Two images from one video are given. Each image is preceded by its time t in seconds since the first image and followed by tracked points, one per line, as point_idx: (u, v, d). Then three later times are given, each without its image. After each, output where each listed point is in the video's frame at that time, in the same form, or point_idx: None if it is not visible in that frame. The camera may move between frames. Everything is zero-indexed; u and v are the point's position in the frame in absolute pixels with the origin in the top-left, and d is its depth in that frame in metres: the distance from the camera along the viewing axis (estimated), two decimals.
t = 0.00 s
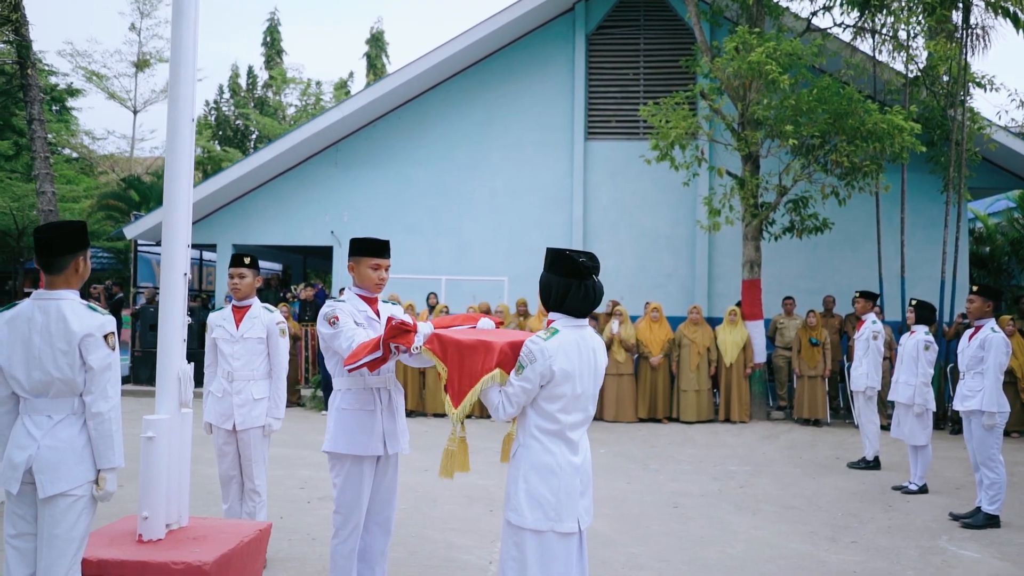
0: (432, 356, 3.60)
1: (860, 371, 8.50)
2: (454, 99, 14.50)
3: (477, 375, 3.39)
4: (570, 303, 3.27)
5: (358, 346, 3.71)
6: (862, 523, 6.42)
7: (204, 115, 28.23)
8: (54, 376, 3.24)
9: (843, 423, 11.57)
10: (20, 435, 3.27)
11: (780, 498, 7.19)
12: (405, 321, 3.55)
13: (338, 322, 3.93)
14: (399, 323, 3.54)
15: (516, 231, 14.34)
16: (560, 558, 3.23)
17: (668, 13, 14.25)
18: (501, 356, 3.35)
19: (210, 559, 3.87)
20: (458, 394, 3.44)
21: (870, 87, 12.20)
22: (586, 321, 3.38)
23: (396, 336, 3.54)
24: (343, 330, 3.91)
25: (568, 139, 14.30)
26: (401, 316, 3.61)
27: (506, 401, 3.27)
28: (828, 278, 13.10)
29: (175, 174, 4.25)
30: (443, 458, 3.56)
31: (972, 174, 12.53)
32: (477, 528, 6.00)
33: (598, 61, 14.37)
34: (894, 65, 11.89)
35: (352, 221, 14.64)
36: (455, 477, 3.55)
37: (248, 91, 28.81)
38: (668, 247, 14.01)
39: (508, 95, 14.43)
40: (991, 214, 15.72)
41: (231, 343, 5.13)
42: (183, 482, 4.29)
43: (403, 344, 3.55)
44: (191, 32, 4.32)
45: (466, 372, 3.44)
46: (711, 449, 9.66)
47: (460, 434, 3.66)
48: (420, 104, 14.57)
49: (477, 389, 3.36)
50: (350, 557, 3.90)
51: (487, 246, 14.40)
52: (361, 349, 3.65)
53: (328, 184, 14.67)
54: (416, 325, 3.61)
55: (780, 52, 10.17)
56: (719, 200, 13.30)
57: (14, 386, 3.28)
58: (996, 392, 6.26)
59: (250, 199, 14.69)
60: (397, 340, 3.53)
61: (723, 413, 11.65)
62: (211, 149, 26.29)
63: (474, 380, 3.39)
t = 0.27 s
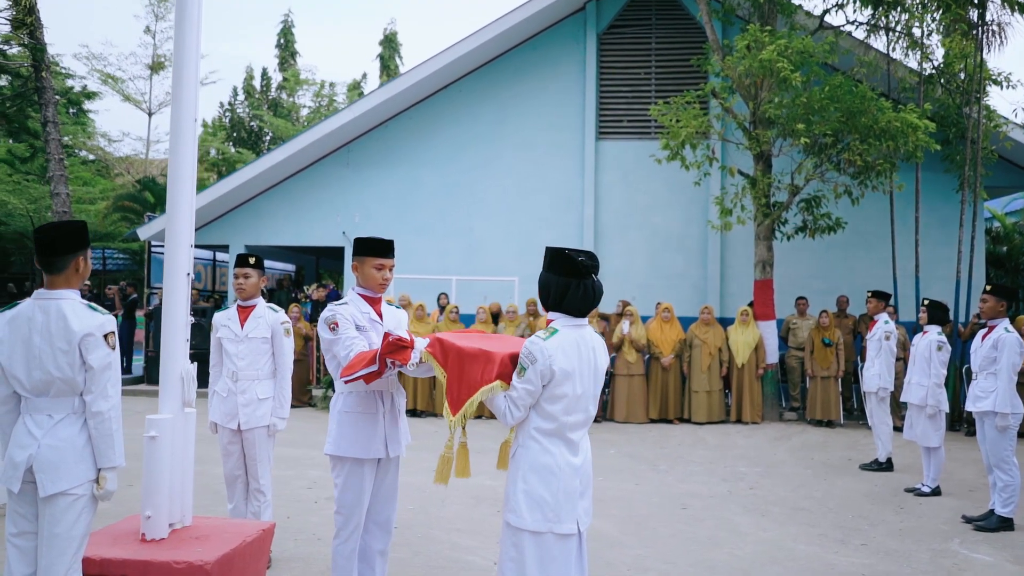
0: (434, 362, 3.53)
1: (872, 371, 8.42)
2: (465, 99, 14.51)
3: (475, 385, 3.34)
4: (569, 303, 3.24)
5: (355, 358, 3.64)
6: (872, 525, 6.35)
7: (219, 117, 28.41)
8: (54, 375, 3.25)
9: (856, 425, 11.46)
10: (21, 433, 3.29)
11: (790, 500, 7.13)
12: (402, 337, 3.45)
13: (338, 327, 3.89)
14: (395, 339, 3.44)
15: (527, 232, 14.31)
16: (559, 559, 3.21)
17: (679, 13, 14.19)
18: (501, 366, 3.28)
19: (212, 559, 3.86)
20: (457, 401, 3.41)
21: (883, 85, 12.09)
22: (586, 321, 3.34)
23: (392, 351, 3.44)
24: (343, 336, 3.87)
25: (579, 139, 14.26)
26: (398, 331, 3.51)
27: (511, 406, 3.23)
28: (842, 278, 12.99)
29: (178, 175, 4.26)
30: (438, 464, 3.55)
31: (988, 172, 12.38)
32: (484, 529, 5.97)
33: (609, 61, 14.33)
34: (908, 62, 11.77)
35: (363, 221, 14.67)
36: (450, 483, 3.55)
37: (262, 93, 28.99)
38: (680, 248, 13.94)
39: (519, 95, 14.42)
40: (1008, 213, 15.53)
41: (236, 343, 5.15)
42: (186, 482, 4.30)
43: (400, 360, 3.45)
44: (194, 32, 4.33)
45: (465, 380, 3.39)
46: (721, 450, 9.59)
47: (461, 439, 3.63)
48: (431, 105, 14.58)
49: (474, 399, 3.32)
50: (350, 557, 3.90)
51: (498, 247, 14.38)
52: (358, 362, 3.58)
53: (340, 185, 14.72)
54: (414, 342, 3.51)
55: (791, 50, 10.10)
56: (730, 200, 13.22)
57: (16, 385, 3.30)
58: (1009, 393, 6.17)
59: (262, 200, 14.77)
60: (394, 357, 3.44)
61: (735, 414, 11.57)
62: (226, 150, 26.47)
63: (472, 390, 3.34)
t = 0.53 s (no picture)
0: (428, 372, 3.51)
1: (883, 372, 8.33)
2: (475, 99, 14.51)
3: (473, 393, 3.27)
4: (565, 304, 3.19)
5: (353, 366, 3.58)
6: (881, 528, 6.28)
7: (233, 118, 28.59)
8: (51, 376, 3.27)
9: (868, 427, 11.35)
10: (20, 433, 3.31)
11: (798, 502, 7.07)
12: (399, 352, 3.37)
13: (336, 334, 3.80)
14: (392, 354, 3.37)
15: (537, 232, 14.29)
16: (554, 561, 3.16)
17: (690, 12, 14.11)
18: (498, 374, 3.22)
19: (211, 559, 3.87)
20: (457, 409, 3.33)
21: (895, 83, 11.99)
22: (583, 322, 3.29)
23: (389, 366, 3.37)
24: (341, 344, 3.80)
25: (589, 139, 14.22)
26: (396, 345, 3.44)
27: (512, 410, 3.17)
28: (854, 278, 12.88)
29: (178, 176, 4.28)
30: (437, 471, 3.44)
31: (1003, 171, 12.24)
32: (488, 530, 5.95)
33: (619, 61, 14.28)
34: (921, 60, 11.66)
35: (373, 222, 14.70)
36: (448, 490, 3.46)
37: (276, 94, 29.14)
38: (690, 248, 13.87)
39: (529, 95, 14.41)
40: None
41: (238, 344, 5.19)
42: (187, 482, 4.31)
43: (396, 375, 3.38)
44: (194, 34, 4.35)
45: (463, 388, 3.32)
46: (730, 452, 9.53)
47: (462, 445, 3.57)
48: (441, 106, 14.60)
49: (472, 407, 3.25)
50: (348, 559, 3.92)
51: (508, 247, 14.37)
52: (354, 371, 3.53)
53: (350, 186, 14.76)
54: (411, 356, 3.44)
55: (801, 49, 10.03)
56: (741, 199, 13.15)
57: (14, 386, 3.32)
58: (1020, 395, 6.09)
59: (273, 201, 14.84)
60: (390, 372, 3.37)
61: (745, 415, 11.50)
62: (240, 152, 26.64)
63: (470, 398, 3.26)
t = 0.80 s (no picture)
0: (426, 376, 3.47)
1: (891, 374, 8.25)
2: (485, 100, 14.51)
3: (469, 397, 3.23)
4: (561, 305, 3.16)
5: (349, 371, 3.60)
6: (888, 532, 6.23)
7: (246, 119, 28.74)
8: (49, 377, 3.29)
9: (879, 429, 11.26)
10: (18, 434, 3.33)
11: (805, 504, 7.02)
12: (393, 362, 3.40)
13: (334, 337, 3.79)
14: (386, 364, 3.40)
15: (546, 233, 14.27)
16: (549, 565, 3.12)
17: (700, 11, 14.05)
18: (492, 378, 3.19)
19: (210, 560, 3.89)
20: (453, 413, 3.29)
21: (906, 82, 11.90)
22: (578, 323, 3.25)
23: (383, 375, 3.40)
24: (339, 348, 3.78)
25: (598, 139, 14.19)
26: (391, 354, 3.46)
27: (508, 413, 3.12)
28: (866, 279, 12.78)
29: (179, 178, 4.29)
30: (440, 477, 3.38)
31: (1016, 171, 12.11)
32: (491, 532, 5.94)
33: (629, 61, 14.24)
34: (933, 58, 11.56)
35: (383, 223, 14.74)
36: (452, 496, 3.39)
37: (288, 95, 29.28)
38: (700, 248, 13.80)
39: (538, 96, 14.39)
40: None
41: (240, 345, 5.22)
42: (187, 483, 4.33)
43: (390, 384, 3.41)
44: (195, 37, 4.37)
45: (459, 393, 3.28)
46: (739, 453, 9.48)
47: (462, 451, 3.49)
48: (450, 107, 14.62)
49: (468, 411, 3.21)
50: (347, 560, 3.93)
51: (517, 247, 14.36)
52: (349, 376, 3.55)
53: (360, 187, 14.80)
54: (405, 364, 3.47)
55: (810, 48, 9.97)
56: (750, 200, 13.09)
57: (13, 386, 3.34)
58: None
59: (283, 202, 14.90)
60: (384, 381, 3.40)
61: (755, 417, 11.43)
62: (252, 153, 26.80)
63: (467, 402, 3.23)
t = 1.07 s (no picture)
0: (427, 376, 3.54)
1: (902, 376, 8.18)
2: (494, 101, 14.53)
3: (465, 399, 3.23)
4: (556, 307, 3.15)
5: (348, 374, 3.62)
6: (896, 535, 6.18)
7: (259, 122, 28.91)
8: (50, 378, 3.32)
9: (890, 431, 11.17)
10: (20, 434, 3.36)
11: (812, 507, 6.97)
12: (390, 369, 3.47)
13: (334, 339, 3.79)
14: (383, 370, 3.46)
15: (556, 234, 14.26)
16: (546, 567, 3.10)
17: (710, 11, 13.99)
18: (489, 379, 3.16)
19: (210, 560, 3.91)
20: (450, 414, 3.29)
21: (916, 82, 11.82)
22: (575, 325, 3.24)
23: (380, 381, 3.47)
24: (339, 348, 3.78)
25: (608, 140, 14.17)
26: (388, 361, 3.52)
27: (504, 415, 3.12)
28: (878, 280, 12.68)
29: (182, 180, 4.32)
30: (433, 477, 3.38)
31: None
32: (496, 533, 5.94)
33: (639, 61, 14.20)
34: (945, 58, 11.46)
35: (393, 224, 14.79)
36: (446, 497, 3.40)
37: (301, 98, 29.44)
38: (710, 249, 13.75)
39: (548, 97, 14.39)
40: None
41: (245, 346, 5.25)
42: (190, 483, 4.35)
43: (387, 391, 3.49)
44: (198, 41, 4.40)
45: (457, 395, 3.27)
46: (747, 455, 9.43)
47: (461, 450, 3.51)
48: (460, 108, 14.64)
49: (464, 414, 3.20)
50: (347, 561, 3.94)
51: (527, 249, 14.35)
52: (347, 380, 3.57)
53: (370, 189, 14.85)
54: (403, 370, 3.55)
55: (819, 48, 9.92)
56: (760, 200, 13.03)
57: (15, 388, 3.38)
58: None
59: (294, 204, 14.98)
60: (381, 387, 3.47)
61: (765, 418, 11.38)
62: (265, 156, 26.97)
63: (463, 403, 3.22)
